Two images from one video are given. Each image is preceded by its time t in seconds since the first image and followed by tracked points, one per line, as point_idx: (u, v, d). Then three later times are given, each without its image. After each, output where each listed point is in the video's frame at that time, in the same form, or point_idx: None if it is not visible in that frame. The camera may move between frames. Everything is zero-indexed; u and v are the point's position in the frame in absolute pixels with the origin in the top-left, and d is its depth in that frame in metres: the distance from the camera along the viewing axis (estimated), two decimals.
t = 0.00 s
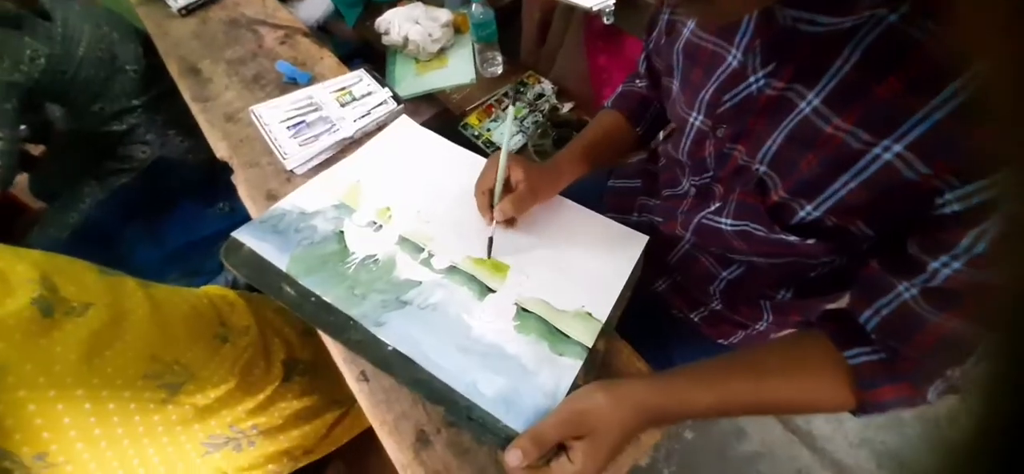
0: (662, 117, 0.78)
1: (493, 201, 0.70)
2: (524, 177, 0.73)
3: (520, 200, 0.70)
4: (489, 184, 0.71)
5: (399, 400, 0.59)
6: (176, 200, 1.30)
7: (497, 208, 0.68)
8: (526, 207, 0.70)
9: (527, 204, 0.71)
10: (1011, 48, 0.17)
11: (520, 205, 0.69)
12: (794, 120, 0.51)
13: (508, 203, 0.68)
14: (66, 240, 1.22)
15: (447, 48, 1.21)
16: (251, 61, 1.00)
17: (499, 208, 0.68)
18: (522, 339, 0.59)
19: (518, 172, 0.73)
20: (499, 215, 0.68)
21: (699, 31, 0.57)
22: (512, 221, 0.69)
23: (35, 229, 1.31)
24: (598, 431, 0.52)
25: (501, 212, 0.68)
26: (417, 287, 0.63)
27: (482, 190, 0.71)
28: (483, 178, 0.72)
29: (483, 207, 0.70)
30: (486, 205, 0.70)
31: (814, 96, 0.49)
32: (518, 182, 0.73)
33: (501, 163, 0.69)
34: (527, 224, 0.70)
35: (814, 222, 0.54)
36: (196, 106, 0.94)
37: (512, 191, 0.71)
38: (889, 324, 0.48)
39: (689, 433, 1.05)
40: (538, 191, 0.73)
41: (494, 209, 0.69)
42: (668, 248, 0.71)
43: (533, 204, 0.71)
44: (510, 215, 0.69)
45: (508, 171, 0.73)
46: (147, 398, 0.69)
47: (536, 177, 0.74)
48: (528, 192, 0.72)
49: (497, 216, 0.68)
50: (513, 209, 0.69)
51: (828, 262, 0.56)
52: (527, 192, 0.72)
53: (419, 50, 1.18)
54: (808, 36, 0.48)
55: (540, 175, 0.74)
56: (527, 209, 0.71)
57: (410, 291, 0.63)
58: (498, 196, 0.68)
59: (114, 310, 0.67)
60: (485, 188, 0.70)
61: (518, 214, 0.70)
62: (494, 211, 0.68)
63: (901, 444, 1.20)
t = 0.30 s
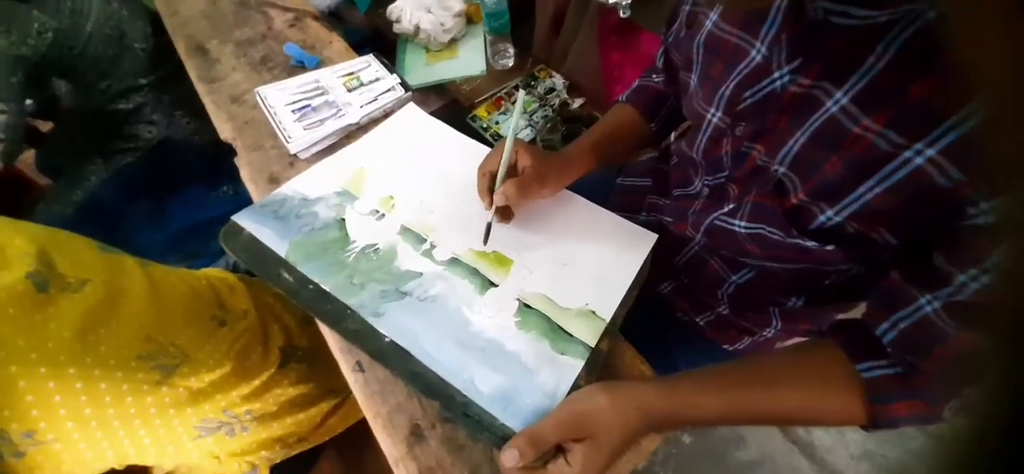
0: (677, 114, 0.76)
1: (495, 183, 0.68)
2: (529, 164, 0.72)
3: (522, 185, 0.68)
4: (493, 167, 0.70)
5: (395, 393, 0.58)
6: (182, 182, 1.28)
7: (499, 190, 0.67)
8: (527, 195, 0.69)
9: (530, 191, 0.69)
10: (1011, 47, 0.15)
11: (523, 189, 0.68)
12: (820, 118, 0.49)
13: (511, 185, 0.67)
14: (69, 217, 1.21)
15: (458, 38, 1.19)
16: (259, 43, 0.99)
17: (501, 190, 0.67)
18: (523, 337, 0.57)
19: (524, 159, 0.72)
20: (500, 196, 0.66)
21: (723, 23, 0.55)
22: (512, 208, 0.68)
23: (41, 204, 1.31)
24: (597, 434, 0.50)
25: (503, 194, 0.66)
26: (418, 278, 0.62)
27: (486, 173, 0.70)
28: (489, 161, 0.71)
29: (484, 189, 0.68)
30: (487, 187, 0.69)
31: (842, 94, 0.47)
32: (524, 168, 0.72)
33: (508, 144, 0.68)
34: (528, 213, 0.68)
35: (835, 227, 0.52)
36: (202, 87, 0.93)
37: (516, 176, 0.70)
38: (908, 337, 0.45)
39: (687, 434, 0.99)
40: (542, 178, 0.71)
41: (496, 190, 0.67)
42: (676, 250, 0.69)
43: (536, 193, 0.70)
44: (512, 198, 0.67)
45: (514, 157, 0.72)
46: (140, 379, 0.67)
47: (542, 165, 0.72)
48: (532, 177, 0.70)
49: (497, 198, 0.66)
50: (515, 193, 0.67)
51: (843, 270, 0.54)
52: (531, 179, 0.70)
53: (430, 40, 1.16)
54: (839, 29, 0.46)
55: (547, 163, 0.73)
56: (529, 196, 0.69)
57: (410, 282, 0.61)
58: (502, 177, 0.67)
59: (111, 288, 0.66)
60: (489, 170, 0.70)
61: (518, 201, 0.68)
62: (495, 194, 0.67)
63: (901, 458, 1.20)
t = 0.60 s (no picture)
0: (691, 120, 0.74)
1: (504, 187, 0.66)
2: (539, 168, 0.70)
3: (532, 191, 0.66)
4: (502, 171, 0.68)
5: (386, 391, 0.56)
6: (185, 166, 1.27)
7: (507, 195, 0.64)
8: (537, 200, 0.67)
9: (540, 196, 0.67)
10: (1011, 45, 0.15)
11: (533, 196, 0.66)
12: (844, 128, 0.48)
13: (521, 191, 0.65)
14: (70, 195, 1.21)
15: (470, 35, 1.18)
16: (268, 28, 0.97)
17: (509, 195, 0.65)
18: (522, 340, 0.56)
19: (534, 162, 0.70)
20: (507, 203, 0.64)
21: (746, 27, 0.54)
22: (519, 212, 0.66)
23: (42, 181, 1.31)
24: (594, 445, 0.49)
25: (512, 201, 0.64)
26: (415, 274, 0.60)
27: (494, 176, 0.67)
28: (498, 164, 0.68)
29: (492, 193, 0.66)
30: (495, 191, 0.66)
31: (869, 103, 0.46)
32: (533, 173, 0.69)
33: (520, 149, 0.66)
34: (536, 219, 0.66)
35: (854, 243, 0.50)
36: (208, 70, 0.92)
37: (526, 180, 0.68)
38: (922, 360, 0.44)
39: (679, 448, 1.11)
40: (551, 181, 0.69)
41: (504, 194, 0.65)
42: (682, 258, 0.67)
43: (545, 198, 0.67)
44: (521, 205, 0.65)
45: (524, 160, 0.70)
46: (126, 363, 0.65)
47: (552, 168, 0.70)
48: (542, 183, 0.68)
49: (505, 203, 0.64)
50: (525, 199, 0.65)
51: (856, 288, 0.52)
52: (541, 184, 0.68)
53: (441, 36, 1.15)
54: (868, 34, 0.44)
55: (557, 168, 0.71)
56: (538, 202, 0.67)
57: (408, 277, 0.60)
58: (511, 182, 0.65)
59: (101, 269, 0.65)
60: (498, 174, 0.67)
61: (527, 206, 0.66)
62: (503, 198, 0.65)
63: None
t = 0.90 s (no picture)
0: (706, 123, 0.72)
1: (510, 186, 0.64)
2: (547, 166, 0.68)
3: (537, 191, 0.65)
4: (509, 168, 0.65)
5: (381, 385, 0.55)
6: (190, 149, 1.26)
7: (512, 194, 0.63)
8: (541, 199, 0.65)
9: (545, 195, 0.66)
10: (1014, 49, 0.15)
11: (538, 196, 0.65)
12: (872, 133, 0.47)
13: (526, 191, 0.63)
14: (73, 172, 1.20)
15: (483, 29, 1.15)
16: (279, 12, 0.96)
17: (514, 194, 0.63)
18: (522, 340, 0.54)
19: (541, 160, 0.68)
20: (511, 202, 0.63)
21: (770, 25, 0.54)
22: (524, 211, 0.65)
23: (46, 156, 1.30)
24: (591, 453, 0.47)
25: (515, 201, 0.63)
26: (415, 267, 0.58)
27: (501, 173, 0.65)
28: (506, 160, 0.66)
29: (496, 190, 0.64)
30: (501, 188, 0.64)
31: (901, 109, 0.44)
32: (539, 170, 0.67)
33: (529, 148, 0.64)
34: (540, 218, 0.65)
35: (875, 255, 0.48)
36: (216, 51, 0.90)
37: (532, 178, 0.66)
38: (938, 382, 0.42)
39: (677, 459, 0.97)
40: (558, 180, 0.67)
41: (510, 192, 0.63)
42: (689, 264, 0.66)
43: (549, 197, 0.66)
44: (524, 205, 0.64)
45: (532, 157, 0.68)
46: (119, 343, 0.64)
47: (559, 167, 0.68)
48: (548, 182, 0.66)
49: (509, 202, 0.63)
50: (529, 200, 0.64)
51: (871, 303, 0.50)
52: (547, 183, 0.66)
53: (453, 29, 1.12)
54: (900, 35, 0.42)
55: (564, 166, 0.69)
56: (543, 202, 0.66)
57: (407, 269, 0.58)
58: (518, 181, 0.63)
59: (97, 246, 0.64)
60: (505, 171, 0.65)
61: (532, 205, 0.65)
62: (508, 196, 0.63)
63: None
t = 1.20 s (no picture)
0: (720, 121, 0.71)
1: (517, 172, 0.62)
2: (554, 155, 0.67)
3: (545, 179, 0.63)
4: (517, 154, 0.64)
5: (372, 373, 0.53)
6: (192, 126, 1.25)
7: (519, 181, 0.61)
8: (549, 189, 0.63)
9: (553, 184, 0.63)
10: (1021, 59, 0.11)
11: (546, 183, 0.62)
12: (902, 134, 0.45)
13: (534, 178, 0.61)
14: (72, 143, 1.18)
15: (496, 19, 1.12)
16: None
17: (522, 181, 0.61)
18: (520, 334, 0.52)
19: (550, 149, 0.67)
20: (519, 189, 0.61)
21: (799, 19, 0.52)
22: (530, 201, 0.63)
23: (46, 125, 1.28)
24: (587, 455, 0.45)
25: (523, 188, 0.61)
26: (413, 254, 0.57)
27: (508, 159, 0.64)
28: (514, 146, 0.64)
29: (504, 176, 0.62)
30: (508, 174, 0.62)
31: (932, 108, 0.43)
32: (547, 160, 0.66)
33: (538, 134, 0.62)
34: (546, 209, 0.63)
35: (899, 263, 0.47)
36: (221, 25, 0.88)
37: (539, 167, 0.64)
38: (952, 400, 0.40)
39: None
40: (567, 170, 0.65)
41: (517, 178, 0.62)
42: (694, 267, 0.64)
43: (557, 187, 0.64)
44: (532, 193, 0.61)
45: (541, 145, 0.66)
46: (104, 317, 0.62)
47: (569, 157, 0.66)
48: (557, 171, 0.64)
49: (516, 189, 0.61)
50: (537, 188, 0.62)
51: (886, 315, 0.49)
52: (556, 172, 0.64)
53: (465, 18, 1.09)
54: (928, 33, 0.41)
55: (573, 157, 0.67)
56: (551, 191, 0.64)
57: (405, 256, 0.56)
58: (526, 167, 0.62)
59: (87, 216, 0.63)
60: (513, 157, 0.64)
61: (539, 194, 0.63)
62: (515, 183, 0.61)
63: None
